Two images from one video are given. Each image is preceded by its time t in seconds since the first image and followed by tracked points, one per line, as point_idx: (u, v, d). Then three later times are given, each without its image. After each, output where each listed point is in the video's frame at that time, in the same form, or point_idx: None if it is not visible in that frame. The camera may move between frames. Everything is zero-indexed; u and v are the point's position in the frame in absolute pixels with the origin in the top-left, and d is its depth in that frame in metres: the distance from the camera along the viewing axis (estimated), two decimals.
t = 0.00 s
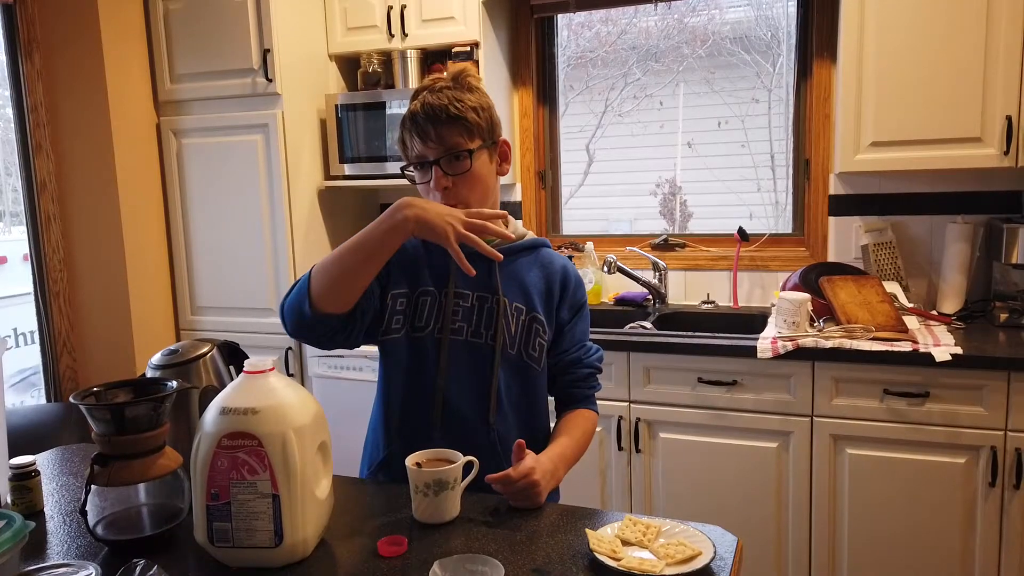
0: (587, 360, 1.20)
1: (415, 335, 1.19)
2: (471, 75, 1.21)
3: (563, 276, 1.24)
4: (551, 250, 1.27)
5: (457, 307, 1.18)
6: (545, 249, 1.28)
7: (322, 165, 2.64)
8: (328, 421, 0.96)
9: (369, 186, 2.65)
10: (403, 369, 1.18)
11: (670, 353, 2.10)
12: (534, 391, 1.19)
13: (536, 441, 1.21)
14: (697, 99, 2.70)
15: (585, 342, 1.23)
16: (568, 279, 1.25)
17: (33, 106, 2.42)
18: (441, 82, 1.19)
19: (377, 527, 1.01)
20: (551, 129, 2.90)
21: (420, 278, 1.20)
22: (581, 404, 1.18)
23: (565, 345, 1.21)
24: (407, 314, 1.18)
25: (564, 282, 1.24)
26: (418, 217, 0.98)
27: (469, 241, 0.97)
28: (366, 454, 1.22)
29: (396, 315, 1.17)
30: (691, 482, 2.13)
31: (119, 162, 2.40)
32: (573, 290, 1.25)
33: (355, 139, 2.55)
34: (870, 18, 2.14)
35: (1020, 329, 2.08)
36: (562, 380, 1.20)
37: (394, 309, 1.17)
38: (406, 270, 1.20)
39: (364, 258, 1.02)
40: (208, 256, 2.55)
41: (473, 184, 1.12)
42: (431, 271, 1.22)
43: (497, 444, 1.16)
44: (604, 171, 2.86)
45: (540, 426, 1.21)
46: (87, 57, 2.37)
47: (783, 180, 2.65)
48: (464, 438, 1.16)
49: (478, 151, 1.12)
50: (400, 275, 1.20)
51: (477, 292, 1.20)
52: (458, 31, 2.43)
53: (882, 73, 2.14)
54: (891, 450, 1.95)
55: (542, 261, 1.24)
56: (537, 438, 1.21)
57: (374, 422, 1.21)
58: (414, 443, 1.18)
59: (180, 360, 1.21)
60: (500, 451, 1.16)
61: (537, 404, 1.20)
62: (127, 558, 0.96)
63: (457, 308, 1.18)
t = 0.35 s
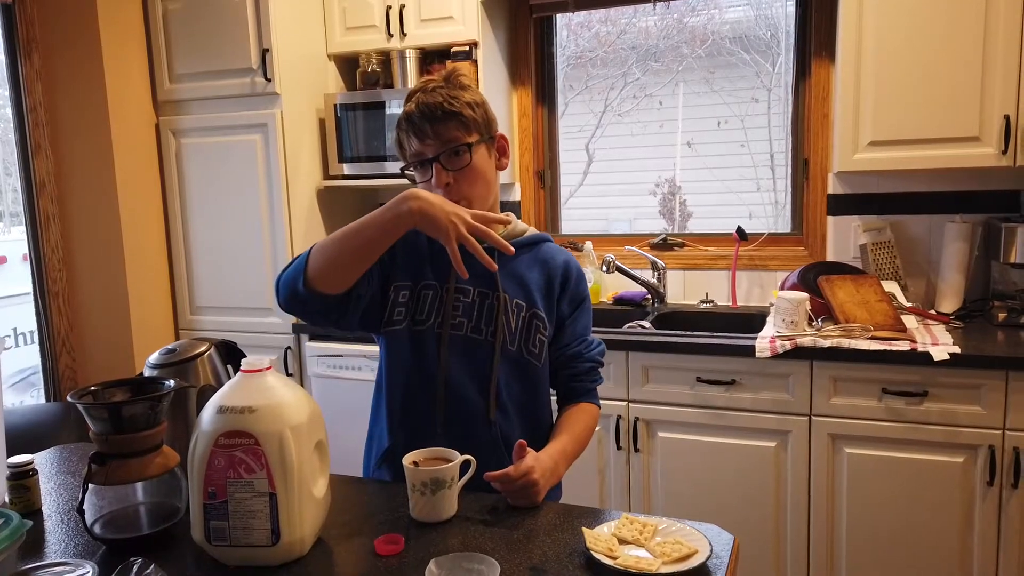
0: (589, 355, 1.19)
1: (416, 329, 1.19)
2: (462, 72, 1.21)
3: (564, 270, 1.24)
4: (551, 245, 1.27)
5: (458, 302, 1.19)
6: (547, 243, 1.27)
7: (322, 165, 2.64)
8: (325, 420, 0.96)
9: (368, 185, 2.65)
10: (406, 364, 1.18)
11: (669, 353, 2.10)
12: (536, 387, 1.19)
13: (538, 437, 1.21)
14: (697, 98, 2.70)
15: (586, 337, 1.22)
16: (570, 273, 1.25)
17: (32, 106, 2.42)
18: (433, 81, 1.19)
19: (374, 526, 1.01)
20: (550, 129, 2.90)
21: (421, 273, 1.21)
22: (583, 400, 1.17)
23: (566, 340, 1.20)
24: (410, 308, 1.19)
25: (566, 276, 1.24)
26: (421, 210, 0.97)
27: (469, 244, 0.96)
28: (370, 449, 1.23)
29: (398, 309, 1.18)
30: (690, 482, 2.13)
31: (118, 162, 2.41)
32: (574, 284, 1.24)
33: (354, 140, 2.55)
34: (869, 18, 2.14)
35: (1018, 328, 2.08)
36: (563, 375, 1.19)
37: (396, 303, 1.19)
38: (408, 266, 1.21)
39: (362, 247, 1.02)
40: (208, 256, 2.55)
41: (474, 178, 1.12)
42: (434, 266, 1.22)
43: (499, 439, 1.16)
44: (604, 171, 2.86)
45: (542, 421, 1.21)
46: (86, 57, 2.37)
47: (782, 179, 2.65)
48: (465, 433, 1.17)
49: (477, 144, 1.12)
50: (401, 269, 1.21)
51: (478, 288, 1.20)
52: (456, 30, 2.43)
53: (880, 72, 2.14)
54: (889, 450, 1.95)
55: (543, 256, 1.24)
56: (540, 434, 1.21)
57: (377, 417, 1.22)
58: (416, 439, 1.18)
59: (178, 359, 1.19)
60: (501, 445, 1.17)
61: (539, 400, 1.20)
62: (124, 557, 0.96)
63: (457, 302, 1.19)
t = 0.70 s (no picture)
0: (588, 359, 1.19)
1: (414, 335, 1.20)
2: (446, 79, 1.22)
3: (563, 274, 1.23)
4: (551, 248, 1.27)
5: (455, 306, 1.20)
6: (546, 247, 1.27)
7: (321, 165, 2.65)
8: (321, 420, 0.96)
9: (367, 186, 2.65)
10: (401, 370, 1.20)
11: (667, 353, 2.11)
12: (536, 392, 1.19)
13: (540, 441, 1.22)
14: (696, 98, 2.70)
15: (586, 341, 1.21)
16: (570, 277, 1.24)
17: (31, 106, 2.43)
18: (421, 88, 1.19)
19: (370, 526, 1.01)
20: (549, 129, 2.91)
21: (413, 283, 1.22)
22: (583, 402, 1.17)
23: (566, 345, 1.20)
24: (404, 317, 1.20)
25: (566, 280, 1.23)
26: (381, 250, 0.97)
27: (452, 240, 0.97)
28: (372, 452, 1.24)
29: (391, 318, 1.20)
30: (688, 482, 2.14)
31: (117, 163, 2.41)
32: (574, 288, 1.23)
33: (354, 140, 2.55)
34: (866, 18, 2.14)
35: (1016, 328, 2.09)
36: (564, 379, 1.19)
37: (389, 313, 1.20)
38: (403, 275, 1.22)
39: (365, 301, 0.99)
40: (206, 256, 2.56)
41: (475, 173, 1.12)
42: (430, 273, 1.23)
43: (499, 443, 1.17)
44: (603, 171, 2.86)
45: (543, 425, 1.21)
46: (85, 57, 2.37)
47: (781, 179, 2.65)
48: (465, 437, 1.17)
49: (474, 141, 1.13)
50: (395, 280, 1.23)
51: (475, 292, 1.21)
52: (455, 31, 2.43)
53: (878, 72, 2.15)
54: (886, 450, 1.96)
55: (541, 261, 1.24)
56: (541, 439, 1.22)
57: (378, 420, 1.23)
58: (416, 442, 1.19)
59: (175, 360, 1.20)
60: (501, 449, 1.17)
61: (540, 405, 1.20)
62: (120, 558, 0.96)
63: (455, 307, 1.20)
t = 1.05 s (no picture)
0: (584, 351, 1.21)
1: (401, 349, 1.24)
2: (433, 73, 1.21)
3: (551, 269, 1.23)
4: (538, 243, 1.26)
5: (439, 316, 1.21)
6: (533, 241, 1.26)
7: (320, 165, 2.64)
8: (319, 419, 0.97)
9: (366, 185, 2.65)
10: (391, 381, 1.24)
11: (666, 352, 2.10)
12: (526, 392, 1.20)
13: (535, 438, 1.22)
14: (695, 98, 2.70)
15: (580, 334, 1.23)
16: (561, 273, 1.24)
17: (29, 106, 2.42)
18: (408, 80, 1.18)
19: (368, 525, 1.01)
20: (548, 129, 2.91)
21: (395, 298, 1.25)
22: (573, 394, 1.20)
23: (559, 342, 1.21)
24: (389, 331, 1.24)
25: (554, 276, 1.22)
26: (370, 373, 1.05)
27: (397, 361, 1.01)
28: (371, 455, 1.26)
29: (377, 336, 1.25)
30: (687, 481, 2.14)
31: (115, 162, 2.41)
32: (564, 282, 1.23)
33: (353, 139, 2.54)
34: (865, 17, 2.14)
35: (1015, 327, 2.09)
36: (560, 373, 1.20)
37: (376, 330, 1.25)
38: (386, 292, 1.26)
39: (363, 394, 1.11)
40: (205, 255, 2.56)
41: (458, 172, 1.13)
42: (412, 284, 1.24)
43: (492, 444, 1.19)
44: (602, 170, 2.87)
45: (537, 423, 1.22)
46: (84, 57, 2.37)
47: (780, 179, 2.65)
48: (457, 441, 1.20)
49: (460, 139, 1.13)
50: (379, 297, 1.26)
51: (458, 299, 1.21)
52: (453, 30, 2.43)
53: (877, 71, 2.14)
54: (885, 449, 1.95)
55: (527, 257, 1.22)
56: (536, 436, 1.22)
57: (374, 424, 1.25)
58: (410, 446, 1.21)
59: (173, 359, 1.20)
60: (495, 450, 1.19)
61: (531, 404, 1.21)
62: (118, 556, 0.96)
63: (438, 317, 1.21)
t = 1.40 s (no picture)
0: (555, 321, 1.19)
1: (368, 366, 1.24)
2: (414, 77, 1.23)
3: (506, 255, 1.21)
4: (490, 232, 1.24)
5: (400, 328, 1.21)
6: (486, 230, 1.24)
7: (321, 164, 2.64)
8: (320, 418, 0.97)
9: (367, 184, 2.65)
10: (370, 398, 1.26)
11: (667, 352, 2.10)
12: (500, 387, 1.21)
13: (517, 429, 1.22)
14: (696, 97, 2.70)
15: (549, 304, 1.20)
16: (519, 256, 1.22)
17: (30, 105, 2.42)
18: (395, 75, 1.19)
19: (368, 525, 1.01)
20: (549, 128, 2.90)
21: (354, 319, 1.25)
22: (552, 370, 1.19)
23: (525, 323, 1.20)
24: (355, 352, 1.25)
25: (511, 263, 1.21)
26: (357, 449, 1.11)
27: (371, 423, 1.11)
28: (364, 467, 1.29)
29: (345, 359, 1.26)
30: (688, 481, 2.14)
31: (116, 162, 2.41)
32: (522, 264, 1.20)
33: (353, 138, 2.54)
34: (867, 16, 2.14)
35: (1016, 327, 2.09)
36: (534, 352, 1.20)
37: (343, 353, 1.26)
38: (345, 313, 1.27)
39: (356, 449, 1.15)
40: (206, 255, 2.55)
41: (439, 177, 1.15)
42: (368, 301, 1.23)
43: (476, 443, 1.21)
44: (604, 170, 2.86)
45: (517, 415, 1.22)
46: (85, 56, 2.37)
47: (782, 178, 2.65)
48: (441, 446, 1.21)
49: (445, 146, 1.16)
50: (340, 321, 1.28)
51: (418, 308, 1.21)
52: (455, 30, 2.43)
53: (878, 71, 2.14)
54: (887, 449, 1.95)
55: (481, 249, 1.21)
56: (518, 428, 1.22)
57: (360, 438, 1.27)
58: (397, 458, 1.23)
59: (174, 359, 1.20)
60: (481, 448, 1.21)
61: (507, 398, 1.22)
62: (119, 557, 0.96)
63: (400, 329, 1.21)
